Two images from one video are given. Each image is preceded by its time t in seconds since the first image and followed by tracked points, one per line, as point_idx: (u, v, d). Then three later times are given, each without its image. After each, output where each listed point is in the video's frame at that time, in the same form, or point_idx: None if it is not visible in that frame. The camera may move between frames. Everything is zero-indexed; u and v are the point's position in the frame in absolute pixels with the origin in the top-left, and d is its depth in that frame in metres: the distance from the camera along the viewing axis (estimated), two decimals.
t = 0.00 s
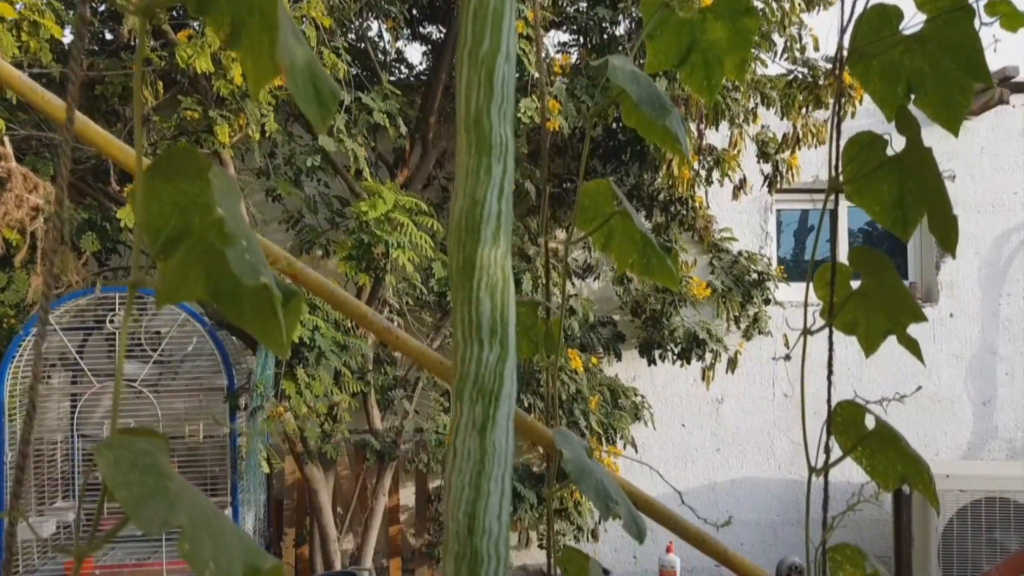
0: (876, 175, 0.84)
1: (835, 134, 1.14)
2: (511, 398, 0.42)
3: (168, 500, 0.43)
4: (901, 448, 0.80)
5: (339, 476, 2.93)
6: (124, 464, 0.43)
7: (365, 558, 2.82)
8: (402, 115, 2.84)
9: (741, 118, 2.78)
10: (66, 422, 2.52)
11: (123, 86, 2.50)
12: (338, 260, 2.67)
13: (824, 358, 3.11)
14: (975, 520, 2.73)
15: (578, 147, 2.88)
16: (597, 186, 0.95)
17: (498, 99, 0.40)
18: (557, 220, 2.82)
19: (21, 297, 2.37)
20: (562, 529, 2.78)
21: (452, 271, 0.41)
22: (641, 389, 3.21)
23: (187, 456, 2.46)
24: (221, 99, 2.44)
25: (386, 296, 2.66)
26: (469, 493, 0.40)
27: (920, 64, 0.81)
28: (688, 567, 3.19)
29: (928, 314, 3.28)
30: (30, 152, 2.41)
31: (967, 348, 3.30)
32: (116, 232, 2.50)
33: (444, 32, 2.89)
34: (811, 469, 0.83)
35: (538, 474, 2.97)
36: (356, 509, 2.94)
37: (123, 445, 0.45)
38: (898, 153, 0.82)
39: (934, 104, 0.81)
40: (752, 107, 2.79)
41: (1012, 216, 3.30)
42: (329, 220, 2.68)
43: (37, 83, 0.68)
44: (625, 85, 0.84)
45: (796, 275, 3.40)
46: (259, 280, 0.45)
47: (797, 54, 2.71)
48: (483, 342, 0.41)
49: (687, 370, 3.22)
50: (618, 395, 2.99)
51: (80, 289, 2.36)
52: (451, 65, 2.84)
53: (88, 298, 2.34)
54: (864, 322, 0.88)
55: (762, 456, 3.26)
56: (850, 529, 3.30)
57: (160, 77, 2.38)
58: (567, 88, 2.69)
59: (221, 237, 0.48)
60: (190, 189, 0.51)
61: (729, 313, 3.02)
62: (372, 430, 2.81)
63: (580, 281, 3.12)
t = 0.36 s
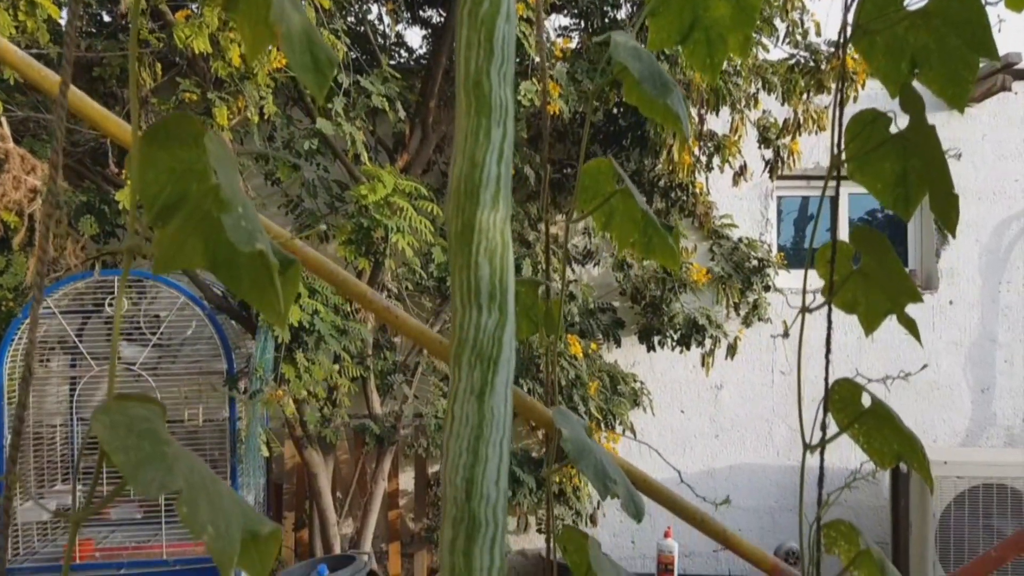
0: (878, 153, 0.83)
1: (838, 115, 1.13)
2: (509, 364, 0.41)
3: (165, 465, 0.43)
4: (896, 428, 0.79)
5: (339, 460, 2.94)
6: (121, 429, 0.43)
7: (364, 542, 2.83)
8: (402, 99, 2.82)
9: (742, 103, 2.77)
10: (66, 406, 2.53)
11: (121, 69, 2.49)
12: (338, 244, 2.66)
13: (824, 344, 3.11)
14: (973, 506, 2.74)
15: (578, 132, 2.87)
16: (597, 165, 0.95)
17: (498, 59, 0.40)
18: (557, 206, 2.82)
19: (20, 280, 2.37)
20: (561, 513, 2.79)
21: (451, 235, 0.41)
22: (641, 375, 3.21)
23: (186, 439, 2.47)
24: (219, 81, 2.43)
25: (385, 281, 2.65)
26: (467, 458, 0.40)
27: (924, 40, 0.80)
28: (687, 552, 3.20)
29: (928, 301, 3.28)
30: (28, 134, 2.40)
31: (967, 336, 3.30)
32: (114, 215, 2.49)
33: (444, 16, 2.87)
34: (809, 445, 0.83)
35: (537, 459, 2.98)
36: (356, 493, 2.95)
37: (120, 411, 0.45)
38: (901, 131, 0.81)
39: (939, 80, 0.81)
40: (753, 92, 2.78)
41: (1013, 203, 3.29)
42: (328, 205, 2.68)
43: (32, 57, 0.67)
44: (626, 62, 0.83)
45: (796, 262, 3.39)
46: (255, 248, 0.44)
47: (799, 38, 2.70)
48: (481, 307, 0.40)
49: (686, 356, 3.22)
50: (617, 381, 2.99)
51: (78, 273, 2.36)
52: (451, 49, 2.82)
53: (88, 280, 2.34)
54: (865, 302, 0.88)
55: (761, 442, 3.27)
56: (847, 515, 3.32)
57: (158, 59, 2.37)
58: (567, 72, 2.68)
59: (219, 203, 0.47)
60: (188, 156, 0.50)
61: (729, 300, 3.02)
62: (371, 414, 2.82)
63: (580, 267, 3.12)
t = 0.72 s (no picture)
0: (881, 133, 0.83)
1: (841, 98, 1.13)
2: (511, 337, 0.41)
3: (161, 434, 0.43)
4: (892, 408, 0.79)
5: (339, 446, 2.95)
6: (116, 399, 0.43)
7: (365, 527, 2.85)
8: (402, 84, 2.81)
9: (743, 88, 2.76)
10: (66, 391, 2.54)
11: (120, 53, 2.48)
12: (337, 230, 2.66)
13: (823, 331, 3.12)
14: (971, 492, 2.75)
15: (579, 118, 2.86)
16: (598, 145, 0.94)
17: (501, 28, 0.40)
18: (558, 192, 2.81)
19: (20, 265, 2.37)
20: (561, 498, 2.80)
21: (454, 205, 0.41)
22: (641, 362, 3.22)
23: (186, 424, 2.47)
24: (219, 65, 2.42)
25: (385, 267, 2.65)
26: (469, 428, 0.40)
27: (928, 20, 0.79)
28: (686, 538, 3.22)
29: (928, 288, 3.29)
30: (27, 119, 2.39)
31: (968, 324, 3.30)
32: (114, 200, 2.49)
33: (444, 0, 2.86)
34: (804, 424, 0.83)
35: (537, 445, 2.99)
36: (356, 478, 2.96)
37: (116, 381, 0.45)
38: (904, 110, 0.81)
39: (942, 61, 0.80)
40: (755, 77, 2.76)
41: (1014, 190, 3.29)
42: (328, 190, 2.67)
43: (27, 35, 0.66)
44: (628, 41, 0.82)
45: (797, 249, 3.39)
46: (252, 218, 0.44)
47: (801, 23, 2.69)
48: (484, 277, 0.40)
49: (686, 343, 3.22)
50: (617, 368, 3.00)
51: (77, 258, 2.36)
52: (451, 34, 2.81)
53: (88, 265, 2.34)
54: (866, 284, 0.87)
55: (761, 429, 3.27)
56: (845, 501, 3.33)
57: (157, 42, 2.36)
58: (568, 57, 2.67)
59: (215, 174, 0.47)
60: (186, 129, 0.51)
61: (729, 286, 3.02)
62: (371, 400, 2.82)
63: (580, 253, 3.12)
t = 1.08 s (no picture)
0: (886, 115, 0.83)
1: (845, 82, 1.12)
2: (516, 309, 0.41)
3: (174, 404, 0.43)
4: (893, 392, 0.79)
5: (340, 433, 2.96)
6: (130, 369, 0.44)
7: (365, 513, 2.86)
8: (403, 70, 2.80)
9: (746, 76, 2.75)
10: (67, 377, 2.54)
11: (120, 37, 2.47)
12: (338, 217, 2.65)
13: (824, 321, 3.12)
14: (970, 482, 2.76)
15: (581, 106, 2.85)
16: (600, 128, 0.94)
17: None
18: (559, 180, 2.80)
19: (20, 251, 2.36)
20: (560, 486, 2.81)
21: (458, 178, 0.41)
22: (641, 351, 3.22)
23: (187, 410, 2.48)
24: (220, 50, 2.41)
25: (386, 254, 2.65)
26: (474, 401, 0.40)
27: (933, 4, 0.78)
28: (684, 527, 3.23)
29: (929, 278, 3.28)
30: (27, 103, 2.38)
31: (968, 315, 3.30)
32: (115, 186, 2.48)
33: None
34: (805, 407, 0.83)
35: (537, 433, 3.00)
36: (356, 465, 2.97)
37: (129, 352, 0.46)
38: (908, 93, 0.80)
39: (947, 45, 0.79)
40: (757, 65, 2.75)
41: (1016, 181, 3.28)
42: (329, 177, 2.66)
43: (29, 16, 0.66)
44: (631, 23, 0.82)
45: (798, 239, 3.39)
46: (262, 191, 0.44)
47: (804, 10, 2.67)
48: (488, 249, 0.40)
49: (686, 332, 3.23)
50: (617, 357, 3.00)
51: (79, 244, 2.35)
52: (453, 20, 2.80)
53: (89, 251, 2.34)
54: (869, 267, 0.88)
55: (760, 418, 3.27)
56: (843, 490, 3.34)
57: (158, 27, 2.35)
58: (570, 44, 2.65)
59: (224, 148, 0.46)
60: (192, 103, 0.51)
61: (730, 276, 3.02)
62: (372, 387, 2.83)
63: (581, 242, 3.12)
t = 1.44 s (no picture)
0: (891, 95, 0.82)
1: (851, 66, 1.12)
2: (520, 279, 0.41)
3: (173, 376, 0.43)
4: (894, 372, 0.79)
5: (341, 421, 2.96)
6: (129, 342, 0.44)
7: (366, 502, 2.86)
8: (404, 58, 2.79)
9: (748, 65, 2.74)
10: (69, 365, 2.54)
11: (121, 24, 2.46)
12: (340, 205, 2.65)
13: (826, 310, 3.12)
14: (971, 472, 2.76)
15: (583, 94, 2.84)
16: (603, 110, 0.93)
17: None
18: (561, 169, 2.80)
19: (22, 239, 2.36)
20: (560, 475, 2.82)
21: (463, 146, 0.40)
22: (642, 341, 3.22)
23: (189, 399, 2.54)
24: (221, 37, 2.40)
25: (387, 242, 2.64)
26: (478, 370, 0.40)
27: None
28: (684, 516, 3.23)
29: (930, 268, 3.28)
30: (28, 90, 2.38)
31: (969, 305, 3.30)
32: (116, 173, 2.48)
33: None
34: (806, 388, 0.83)
35: (537, 421, 3.01)
36: (358, 454, 2.98)
37: (129, 325, 0.45)
38: (913, 74, 0.80)
39: (951, 26, 0.79)
40: (759, 53, 2.74)
41: (1019, 171, 3.28)
42: (330, 165, 2.66)
43: None
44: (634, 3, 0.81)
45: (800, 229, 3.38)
46: (263, 162, 0.43)
47: None
48: (493, 218, 0.40)
49: (687, 322, 3.23)
50: (618, 346, 3.00)
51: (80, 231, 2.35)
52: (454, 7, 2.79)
53: (90, 239, 2.34)
54: (871, 250, 0.88)
55: (761, 408, 3.27)
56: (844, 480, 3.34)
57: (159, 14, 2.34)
58: (572, 31, 2.64)
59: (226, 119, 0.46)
60: (195, 76, 0.49)
61: (732, 266, 3.01)
62: (373, 375, 2.83)
63: (583, 231, 3.12)
